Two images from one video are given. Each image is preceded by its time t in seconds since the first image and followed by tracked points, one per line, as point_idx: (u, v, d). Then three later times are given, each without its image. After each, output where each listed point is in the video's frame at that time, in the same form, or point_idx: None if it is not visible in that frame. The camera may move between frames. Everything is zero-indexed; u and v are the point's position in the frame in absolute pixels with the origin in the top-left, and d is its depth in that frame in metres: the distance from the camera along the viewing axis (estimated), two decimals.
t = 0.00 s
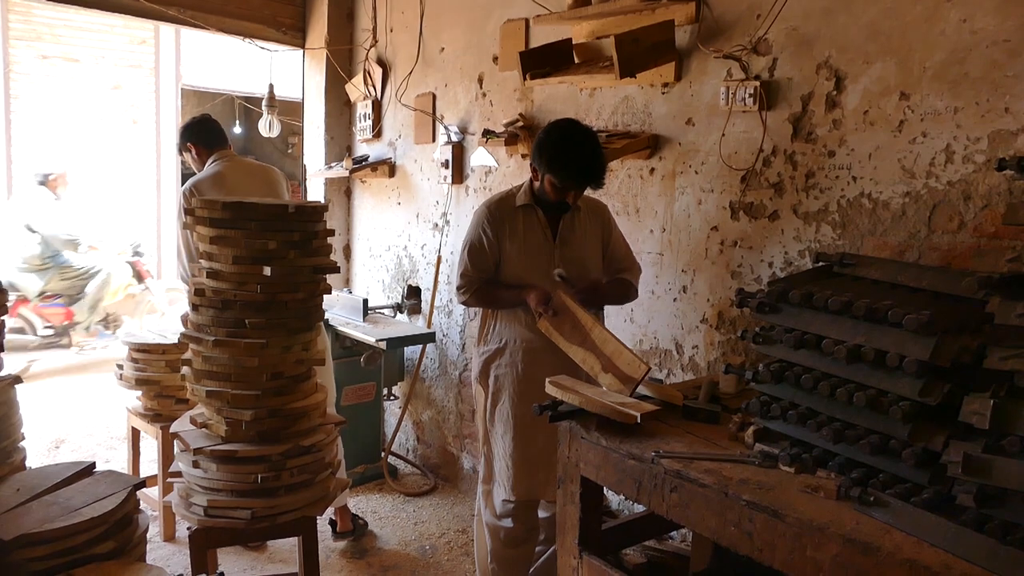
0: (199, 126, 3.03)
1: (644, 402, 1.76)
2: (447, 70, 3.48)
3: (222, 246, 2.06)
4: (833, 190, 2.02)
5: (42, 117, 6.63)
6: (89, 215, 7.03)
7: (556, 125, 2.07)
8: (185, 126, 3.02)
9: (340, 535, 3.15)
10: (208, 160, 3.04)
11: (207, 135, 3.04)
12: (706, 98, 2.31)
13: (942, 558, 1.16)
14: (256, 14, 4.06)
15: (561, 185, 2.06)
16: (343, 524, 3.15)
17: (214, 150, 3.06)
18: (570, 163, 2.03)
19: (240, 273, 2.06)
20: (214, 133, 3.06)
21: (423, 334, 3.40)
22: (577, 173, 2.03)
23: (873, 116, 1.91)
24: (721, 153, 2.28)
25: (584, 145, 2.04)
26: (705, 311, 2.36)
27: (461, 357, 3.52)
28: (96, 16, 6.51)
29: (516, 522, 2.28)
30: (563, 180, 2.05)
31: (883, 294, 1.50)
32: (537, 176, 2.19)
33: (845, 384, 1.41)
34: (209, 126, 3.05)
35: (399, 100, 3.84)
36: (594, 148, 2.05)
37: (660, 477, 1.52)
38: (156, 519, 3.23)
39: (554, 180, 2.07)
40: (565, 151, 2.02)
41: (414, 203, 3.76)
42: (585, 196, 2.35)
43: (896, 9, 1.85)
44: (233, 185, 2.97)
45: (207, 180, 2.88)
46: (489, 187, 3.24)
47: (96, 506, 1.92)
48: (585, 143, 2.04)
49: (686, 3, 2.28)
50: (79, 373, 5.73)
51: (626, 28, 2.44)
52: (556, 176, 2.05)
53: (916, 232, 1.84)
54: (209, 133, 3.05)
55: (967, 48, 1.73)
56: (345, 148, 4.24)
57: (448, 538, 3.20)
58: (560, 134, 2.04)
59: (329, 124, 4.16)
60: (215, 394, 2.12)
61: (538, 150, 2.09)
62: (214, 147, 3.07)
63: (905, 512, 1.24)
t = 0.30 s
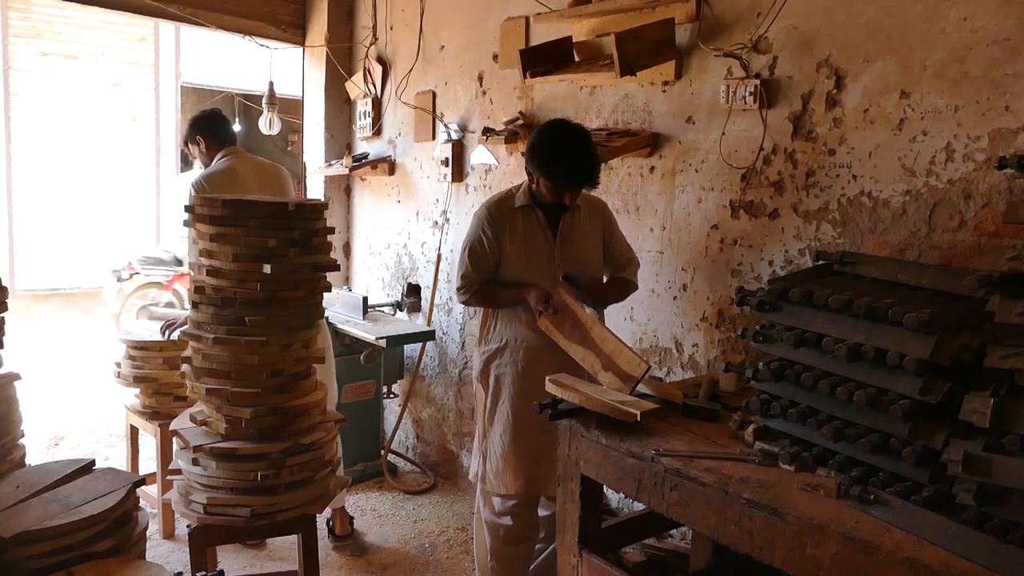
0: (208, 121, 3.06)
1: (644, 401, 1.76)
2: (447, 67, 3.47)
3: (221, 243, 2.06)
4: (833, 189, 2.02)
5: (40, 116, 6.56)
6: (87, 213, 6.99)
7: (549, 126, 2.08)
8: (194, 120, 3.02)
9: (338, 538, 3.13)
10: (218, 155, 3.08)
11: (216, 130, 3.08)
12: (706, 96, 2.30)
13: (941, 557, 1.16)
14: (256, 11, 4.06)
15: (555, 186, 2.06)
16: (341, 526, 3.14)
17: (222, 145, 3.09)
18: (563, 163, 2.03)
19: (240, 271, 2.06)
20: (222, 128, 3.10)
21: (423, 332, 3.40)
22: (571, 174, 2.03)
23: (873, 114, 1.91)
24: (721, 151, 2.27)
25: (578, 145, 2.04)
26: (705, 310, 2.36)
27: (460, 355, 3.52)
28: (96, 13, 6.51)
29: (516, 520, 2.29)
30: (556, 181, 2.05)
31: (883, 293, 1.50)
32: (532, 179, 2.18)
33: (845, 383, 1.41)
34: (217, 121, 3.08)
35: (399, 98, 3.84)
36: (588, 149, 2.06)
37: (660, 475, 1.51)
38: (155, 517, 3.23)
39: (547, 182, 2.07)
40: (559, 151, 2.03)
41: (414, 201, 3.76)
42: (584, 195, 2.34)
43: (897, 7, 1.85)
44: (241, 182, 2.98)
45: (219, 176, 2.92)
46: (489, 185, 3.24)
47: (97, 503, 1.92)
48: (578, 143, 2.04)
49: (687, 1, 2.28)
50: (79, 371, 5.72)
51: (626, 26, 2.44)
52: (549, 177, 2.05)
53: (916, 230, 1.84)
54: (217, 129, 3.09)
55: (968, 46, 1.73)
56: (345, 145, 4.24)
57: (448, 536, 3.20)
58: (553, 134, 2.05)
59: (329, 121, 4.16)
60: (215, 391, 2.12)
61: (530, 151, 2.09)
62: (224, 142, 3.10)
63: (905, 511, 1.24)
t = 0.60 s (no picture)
0: (249, 115, 2.95)
1: (644, 399, 1.76)
2: (447, 66, 3.47)
3: (221, 242, 2.06)
4: (832, 187, 2.01)
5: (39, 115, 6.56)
6: (87, 212, 6.99)
7: (543, 122, 2.08)
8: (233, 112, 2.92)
9: (332, 541, 3.11)
10: (251, 150, 2.98)
11: (256, 125, 2.96)
12: (705, 94, 2.30)
13: (941, 554, 1.16)
14: (255, 10, 4.06)
15: (550, 182, 2.05)
16: (337, 527, 3.12)
17: (259, 142, 2.98)
18: (559, 158, 2.02)
19: (240, 270, 2.06)
20: (262, 124, 2.98)
21: (423, 331, 3.40)
22: (567, 169, 2.03)
23: (873, 112, 1.91)
24: (720, 149, 2.27)
25: (574, 141, 2.04)
26: (705, 308, 2.36)
27: (460, 354, 3.52)
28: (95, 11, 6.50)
29: (516, 519, 2.29)
30: (552, 177, 2.04)
31: (883, 291, 1.50)
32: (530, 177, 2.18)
33: (846, 381, 1.41)
34: (257, 116, 2.96)
35: (399, 97, 3.83)
36: (582, 144, 2.06)
37: (660, 474, 1.51)
38: (155, 516, 3.23)
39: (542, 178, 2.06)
40: (554, 146, 2.03)
41: (413, 199, 3.75)
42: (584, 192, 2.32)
43: (897, 5, 1.85)
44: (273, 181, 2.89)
45: (251, 172, 2.84)
46: (488, 184, 3.24)
47: (96, 502, 1.92)
48: (574, 138, 2.05)
49: None
50: (79, 370, 5.72)
51: (626, 25, 2.44)
52: (544, 173, 2.04)
53: (916, 228, 1.84)
54: (257, 124, 2.97)
55: (968, 45, 1.73)
56: (344, 144, 4.24)
57: (447, 535, 3.20)
58: (549, 130, 2.05)
59: (328, 120, 4.15)
60: (215, 390, 2.12)
61: (525, 148, 2.09)
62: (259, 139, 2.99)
63: (905, 509, 1.24)
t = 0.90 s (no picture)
0: (295, 114, 2.88)
1: (643, 398, 1.76)
2: (447, 65, 3.47)
3: (220, 241, 2.06)
4: (832, 186, 2.01)
5: (38, 113, 6.56)
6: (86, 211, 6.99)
7: (545, 116, 2.07)
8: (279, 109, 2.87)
9: (333, 541, 3.11)
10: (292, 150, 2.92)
11: (301, 124, 2.90)
12: (705, 93, 2.30)
13: (941, 553, 1.16)
14: (254, 9, 4.05)
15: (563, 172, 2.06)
16: (337, 528, 3.12)
17: (300, 141, 2.92)
18: (569, 151, 2.02)
19: (239, 269, 2.06)
20: (307, 125, 2.92)
21: (422, 330, 3.40)
22: (577, 157, 2.04)
23: (872, 111, 1.91)
24: (720, 148, 2.27)
25: (578, 127, 2.04)
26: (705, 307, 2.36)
27: (460, 353, 3.51)
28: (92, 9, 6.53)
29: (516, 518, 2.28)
30: (564, 165, 2.05)
31: (883, 290, 1.50)
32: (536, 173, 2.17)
33: (845, 380, 1.41)
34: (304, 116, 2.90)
35: (398, 95, 3.83)
36: (586, 129, 2.05)
37: (660, 473, 1.51)
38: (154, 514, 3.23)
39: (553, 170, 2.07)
40: (561, 140, 2.02)
41: (413, 198, 3.75)
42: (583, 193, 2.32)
43: (897, 3, 1.84)
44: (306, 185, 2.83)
45: (286, 175, 2.80)
46: (488, 183, 3.24)
47: (95, 501, 1.92)
48: (577, 125, 2.05)
49: None
50: (78, 368, 5.72)
51: (625, 23, 2.44)
52: (555, 164, 2.05)
53: (915, 227, 1.84)
54: (302, 124, 2.91)
55: (968, 43, 1.72)
56: (343, 143, 4.23)
57: (447, 534, 3.20)
58: (552, 122, 2.04)
59: (328, 119, 4.15)
60: (214, 389, 2.12)
61: (531, 143, 2.08)
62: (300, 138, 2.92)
63: (905, 508, 1.24)
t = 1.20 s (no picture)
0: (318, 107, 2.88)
1: (644, 397, 1.76)
2: (446, 64, 3.46)
3: (219, 240, 2.06)
4: (831, 185, 2.01)
5: (37, 112, 6.54)
6: (85, 211, 6.98)
7: (557, 109, 2.06)
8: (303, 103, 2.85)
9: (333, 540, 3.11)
10: (314, 144, 2.91)
11: (325, 118, 2.90)
12: (703, 92, 2.30)
13: (940, 552, 1.16)
14: (253, 8, 4.05)
15: (580, 163, 2.06)
16: (337, 527, 3.13)
17: (324, 136, 2.91)
18: (585, 141, 2.02)
19: (238, 268, 2.05)
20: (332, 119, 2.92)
21: (423, 329, 3.40)
22: (595, 149, 2.04)
23: (871, 109, 1.91)
24: (718, 148, 2.27)
25: (592, 120, 2.04)
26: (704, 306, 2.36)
27: (459, 353, 3.52)
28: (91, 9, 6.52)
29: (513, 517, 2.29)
30: (580, 157, 2.05)
31: (881, 288, 1.50)
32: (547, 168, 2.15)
33: (844, 378, 1.41)
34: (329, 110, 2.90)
35: (397, 95, 3.83)
36: (598, 119, 2.06)
37: (659, 472, 1.51)
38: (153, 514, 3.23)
39: (570, 163, 2.07)
40: (576, 130, 2.02)
41: (412, 197, 3.75)
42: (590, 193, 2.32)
43: (896, 2, 1.84)
44: (327, 182, 2.80)
45: (309, 163, 2.78)
46: (487, 182, 3.23)
47: (94, 501, 1.92)
48: (592, 117, 2.05)
49: None
50: (77, 368, 5.72)
51: (623, 22, 2.43)
52: (571, 156, 2.05)
53: (914, 225, 1.84)
54: (326, 118, 2.91)
55: (967, 41, 1.72)
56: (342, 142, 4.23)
57: (446, 533, 3.20)
58: (567, 115, 2.03)
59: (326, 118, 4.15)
60: (212, 389, 2.11)
61: (546, 138, 2.07)
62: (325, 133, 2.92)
63: (904, 507, 1.24)
